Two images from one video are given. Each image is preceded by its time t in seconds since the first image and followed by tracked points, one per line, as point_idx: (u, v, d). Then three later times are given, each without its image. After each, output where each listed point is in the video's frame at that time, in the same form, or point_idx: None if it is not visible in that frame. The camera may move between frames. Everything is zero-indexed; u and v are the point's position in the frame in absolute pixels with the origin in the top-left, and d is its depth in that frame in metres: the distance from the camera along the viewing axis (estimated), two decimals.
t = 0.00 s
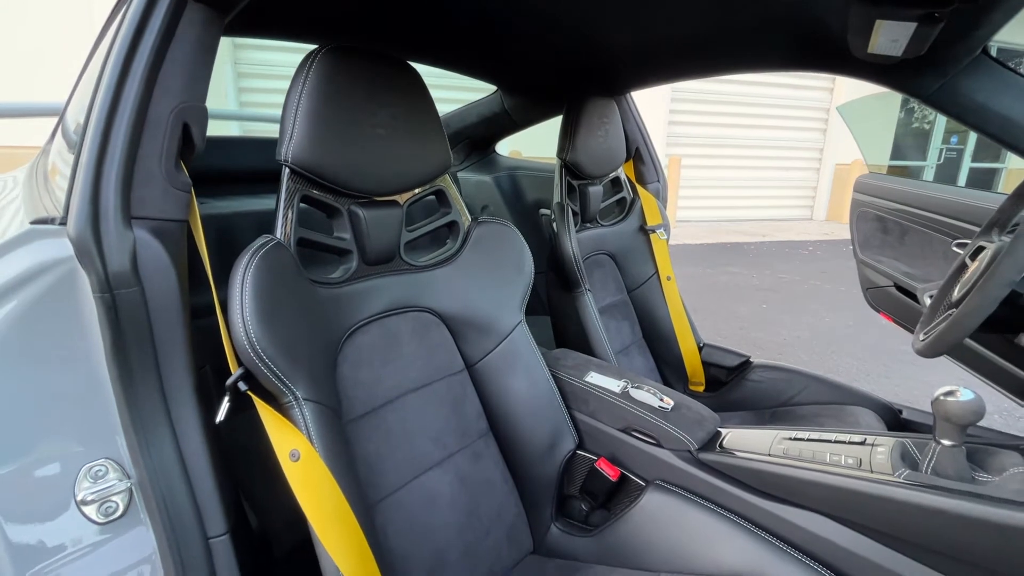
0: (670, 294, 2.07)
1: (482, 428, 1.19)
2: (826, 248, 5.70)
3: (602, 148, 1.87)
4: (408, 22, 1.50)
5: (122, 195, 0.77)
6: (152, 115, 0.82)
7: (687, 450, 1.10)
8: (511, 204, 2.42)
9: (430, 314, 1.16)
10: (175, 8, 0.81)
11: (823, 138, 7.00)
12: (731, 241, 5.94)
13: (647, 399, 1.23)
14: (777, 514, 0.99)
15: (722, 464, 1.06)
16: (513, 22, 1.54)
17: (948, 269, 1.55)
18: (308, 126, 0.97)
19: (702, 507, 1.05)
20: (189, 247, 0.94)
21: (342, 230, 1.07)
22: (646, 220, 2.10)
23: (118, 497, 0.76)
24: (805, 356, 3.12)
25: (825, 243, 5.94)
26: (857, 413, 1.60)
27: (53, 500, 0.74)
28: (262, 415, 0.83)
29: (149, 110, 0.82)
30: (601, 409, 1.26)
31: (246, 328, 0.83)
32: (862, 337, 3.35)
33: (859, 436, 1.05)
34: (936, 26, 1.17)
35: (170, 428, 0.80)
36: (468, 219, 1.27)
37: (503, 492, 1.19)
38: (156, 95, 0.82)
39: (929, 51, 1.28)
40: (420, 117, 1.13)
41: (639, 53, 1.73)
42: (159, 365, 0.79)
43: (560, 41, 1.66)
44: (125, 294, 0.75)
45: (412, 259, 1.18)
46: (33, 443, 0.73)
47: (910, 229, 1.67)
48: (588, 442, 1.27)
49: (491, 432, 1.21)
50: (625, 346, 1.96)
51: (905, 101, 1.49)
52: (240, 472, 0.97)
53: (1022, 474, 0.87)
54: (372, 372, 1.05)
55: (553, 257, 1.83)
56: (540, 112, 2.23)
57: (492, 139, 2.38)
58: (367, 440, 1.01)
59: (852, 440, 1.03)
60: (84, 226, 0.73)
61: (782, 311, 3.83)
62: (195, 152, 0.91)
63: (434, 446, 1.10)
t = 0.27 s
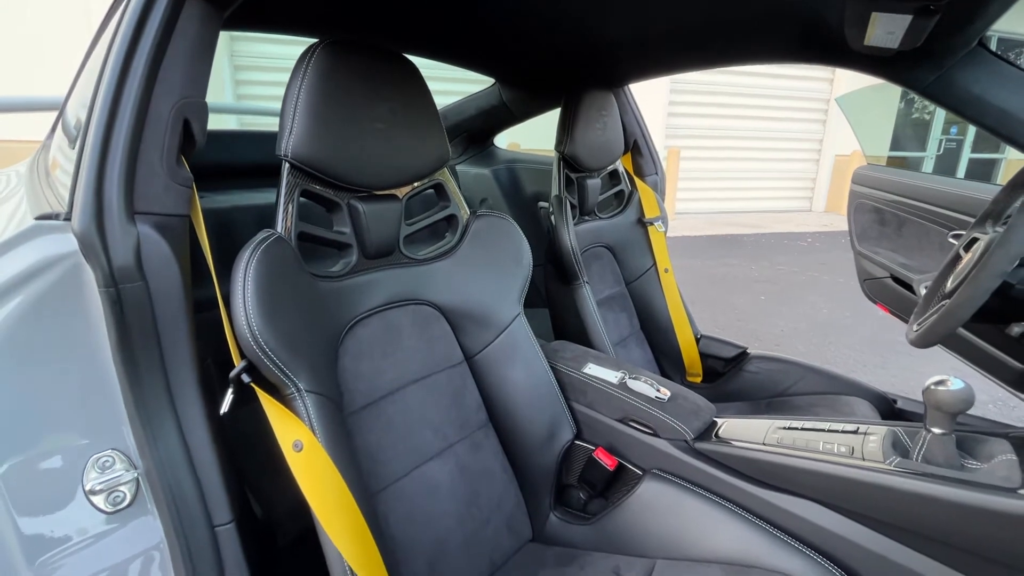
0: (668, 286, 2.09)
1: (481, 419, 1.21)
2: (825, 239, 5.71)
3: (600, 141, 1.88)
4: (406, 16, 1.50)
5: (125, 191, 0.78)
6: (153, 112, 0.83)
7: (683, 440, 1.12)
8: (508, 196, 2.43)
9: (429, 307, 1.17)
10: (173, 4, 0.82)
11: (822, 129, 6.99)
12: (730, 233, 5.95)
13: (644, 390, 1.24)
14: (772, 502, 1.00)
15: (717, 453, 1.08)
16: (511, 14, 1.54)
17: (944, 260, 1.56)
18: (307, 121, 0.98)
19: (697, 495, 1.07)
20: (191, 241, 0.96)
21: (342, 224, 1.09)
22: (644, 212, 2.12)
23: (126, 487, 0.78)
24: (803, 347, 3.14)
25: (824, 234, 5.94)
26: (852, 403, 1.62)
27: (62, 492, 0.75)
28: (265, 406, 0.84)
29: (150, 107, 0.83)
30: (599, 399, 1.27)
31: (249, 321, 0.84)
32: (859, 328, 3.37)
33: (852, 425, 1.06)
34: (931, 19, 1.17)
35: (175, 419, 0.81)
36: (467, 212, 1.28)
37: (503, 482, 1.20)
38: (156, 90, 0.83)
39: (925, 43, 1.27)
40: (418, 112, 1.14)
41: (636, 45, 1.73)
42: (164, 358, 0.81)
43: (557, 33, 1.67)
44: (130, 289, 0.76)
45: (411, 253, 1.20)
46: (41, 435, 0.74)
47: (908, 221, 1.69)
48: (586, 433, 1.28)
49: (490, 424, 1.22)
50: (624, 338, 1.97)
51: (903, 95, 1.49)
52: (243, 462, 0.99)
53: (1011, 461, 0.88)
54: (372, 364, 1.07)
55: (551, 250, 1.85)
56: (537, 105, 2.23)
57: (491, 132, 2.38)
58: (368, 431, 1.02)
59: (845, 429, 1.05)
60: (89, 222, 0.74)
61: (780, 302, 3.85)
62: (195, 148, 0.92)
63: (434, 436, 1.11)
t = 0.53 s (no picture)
0: (666, 277, 2.11)
1: (482, 409, 1.22)
2: (824, 230, 5.72)
3: (598, 133, 1.89)
4: (405, 8, 1.50)
5: (130, 186, 0.80)
6: (156, 107, 0.84)
7: (680, 428, 1.14)
8: (507, 187, 2.43)
9: (430, 299, 1.19)
10: None
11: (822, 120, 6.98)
12: (729, 224, 5.96)
13: (642, 379, 1.26)
14: (767, 488, 1.02)
15: (713, 441, 1.10)
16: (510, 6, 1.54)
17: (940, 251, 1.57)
18: (308, 116, 1.00)
19: (693, 482, 1.09)
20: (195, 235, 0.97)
21: (343, 217, 1.10)
22: (643, 204, 2.13)
23: (135, 475, 0.79)
24: (800, 338, 3.16)
25: (823, 225, 5.95)
26: (847, 392, 1.64)
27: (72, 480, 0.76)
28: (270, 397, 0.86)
29: (154, 102, 0.84)
30: (597, 389, 1.29)
31: (254, 313, 0.86)
32: (856, 319, 3.39)
33: (846, 413, 1.08)
34: (928, 11, 1.17)
35: (182, 409, 0.83)
36: (466, 204, 1.29)
37: (503, 471, 1.22)
38: (159, 86, 0.84)
39: (922, 35, 1.27)
40: (418, 105, 1.15)
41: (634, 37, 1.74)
42: (170, 350, 0.83)
43: (556, 25, 1.67)
44: (137, 282, 0.78)
45: (411, 245, 1.21)
46: (52, 426, 0.75)
47: (905, 212, 1.70)
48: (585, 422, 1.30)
49: (491, 414, 1.24)
50: (622, 329, 1.99)
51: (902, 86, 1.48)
52: (249, 451, 1.01)
53: (999, 447, 0.90)
54: (374, 355, 1.08)
55: (550, 242, 1.86)
56: (536, 96, 2.23)
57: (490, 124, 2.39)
58: (371, 421, 1.04)
59: (839, 417, 1.07)
60: (96, 216, 0.76)
61: (778, 293, 3.86)
62: (198, 142, 0.93)
63: (435, 426, 1.13)
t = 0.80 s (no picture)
0: (664, 268, 2.12)
1: (482, 399, 1.24)
2: (823, 221, 5.73)
3: (597, 125, 1.89)
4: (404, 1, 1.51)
5: (136, 181, 0.81)
6: (160, 103, 0.85)
7: (677, 417, 1.16)
8: (507, 180, 2.45)
9: (431, 291, 1.21)
10: None
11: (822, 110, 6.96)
12: (728, 215, 5.97)
13: (640, 369, 1.28)
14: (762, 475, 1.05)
15: (710, 429, 1.12)
16: None
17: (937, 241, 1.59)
18: (309, 110, 1.01)
19: (690, 470, 1.11)
20: (200, 229, 0.98)
21: (345, 210, 1.11)
22: (642, 196, 2.14)
23: (145, 464, 0.80)
24: (798, 329, 3.18)
25: (822, 216, 5.96)
26: (842, 382, 1.66)
27: (84, 470, 0.76)
28: (275, 387, 0.88)
29: (158, 98, 0.85)
30: (596, 379, 1.31)
31: (259, 305, 0.87)
32: (854, 310, 3.41)
33: (840, 401, 1.10)
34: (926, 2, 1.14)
35: (190, 399, 0.85)
36: (466, 197, 1.30)
37: (503, 460, 1.24)
38: (163, 82, 0.85)
39: (920, 24, 1.25)
40: (418, 99, 1.16)
41: (633, 29, 1.74)
42: (177, 342, 0.84)
43: (554, 16, 1.67)
44: (144, 275, 0.80)
45: (412, 238, 1.23)
46: (64, 416, 0.75)
47: (903, 202, 1.72)
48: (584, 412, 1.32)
49: (491, 404, 1.26)
50: (621, 320, 2.01)
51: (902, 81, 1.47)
52: (254, 441, 1.03)
53: (988, 433, 0.92)
54: (377, 347, 1.10)
55: (549, 233, 1.87)
56: (535, 87, 2.23)
57: (489, 116, 2.39)
58: (374, 411, 1.06)
59: (833, 405, 1.09)
60: (103, 211, 0.77)
61: (777, 284, 3.88)
62: (201, 137, 0.95)
63: (437, 416, 1.15)
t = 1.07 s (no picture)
0: (662, 259, 2.14)
1: (482, 388, 1.26)
2: (822, 211, 5.74)
3: (595, 116, 1.90)
4: None
5: (140, 173, 0.82)
6: (162, 96, 0.86)
7: (672, 405, 1.19)
8: (506, 171, 2.46)
9: (430, 281, 1.22)
10: None
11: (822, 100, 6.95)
12: (728, 206, 5.97)
13: (636, 358, 1.30)
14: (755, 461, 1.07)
15: (705, 416, 1.14)
16: None
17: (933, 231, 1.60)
18: (308, 103, 1.02)
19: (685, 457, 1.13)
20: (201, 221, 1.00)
21: (344, 202, 1.13)
22: (640, 186, 2.15)
23: (152, 451, 0.82)
24: (796, 319, 3.20)
25: (822, 206, 5.97)
26: (838, 370, 1.68)
27: (91, 458, 0.77)
28: (278, 376, 0.90)
29: (159, 91, 0.86)
30: (594, 368, 1.33)
31: (261, 296, 0.89)
32: (852, 300, 3.43)
33: (833, 389, 1.12)
34: None
35: (195, 388, 0.87)
36: (465, 189, 1.32)
37: (503, 448, 1.26)
38: (163, 75, 0.86)
39: (915, 16, 1.26)
40: (416, 91, 1.17)
41: (630, 19, 1.74)
42: (182, 332, 0.86)
43: (552, 7, 1.67)
44: (148, 266, 0.81)
45: (411, 229, 1.24)
46: (75, 402, 0.76)
47: (900, 192, 1.73)
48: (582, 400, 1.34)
49: (491, 393, 1.28)
50: (619, 310, 2.03)
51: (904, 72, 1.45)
52: (258, 429, 1.05)
53: (976, 419, 0.94)
54: (377, 336, 1.12)
55: (547, 224, 1.89)
56: (533, 78, 2.23)
57: (487, 107, 2.40)
58: (375, 399, 1.08)
59: (826, 392, 1.11)
60: (108, 203, 0.79)
61: (775, 274, 3.90)
62: (202, 130, 0.96)
63: (436, 404, 1.16)
